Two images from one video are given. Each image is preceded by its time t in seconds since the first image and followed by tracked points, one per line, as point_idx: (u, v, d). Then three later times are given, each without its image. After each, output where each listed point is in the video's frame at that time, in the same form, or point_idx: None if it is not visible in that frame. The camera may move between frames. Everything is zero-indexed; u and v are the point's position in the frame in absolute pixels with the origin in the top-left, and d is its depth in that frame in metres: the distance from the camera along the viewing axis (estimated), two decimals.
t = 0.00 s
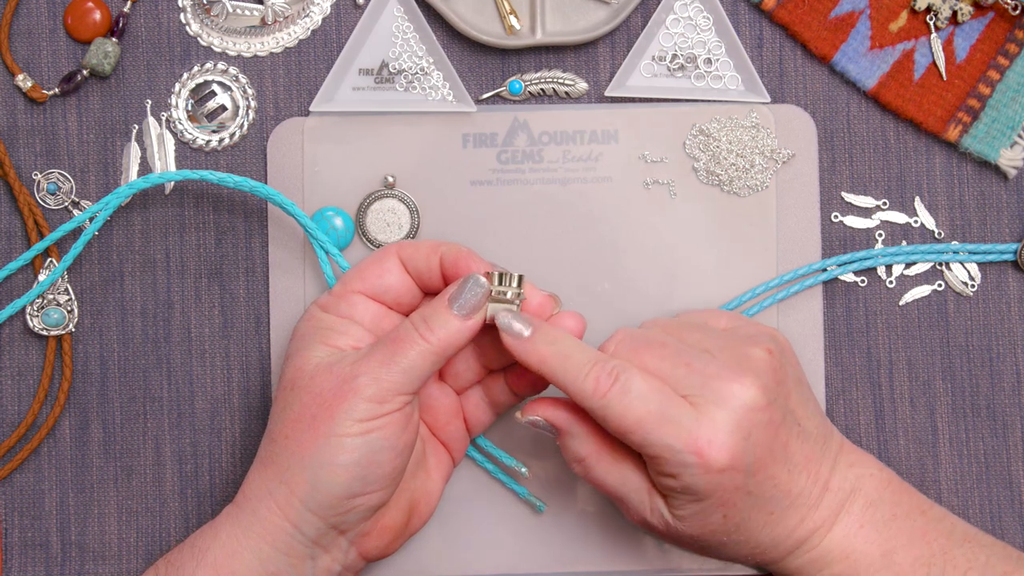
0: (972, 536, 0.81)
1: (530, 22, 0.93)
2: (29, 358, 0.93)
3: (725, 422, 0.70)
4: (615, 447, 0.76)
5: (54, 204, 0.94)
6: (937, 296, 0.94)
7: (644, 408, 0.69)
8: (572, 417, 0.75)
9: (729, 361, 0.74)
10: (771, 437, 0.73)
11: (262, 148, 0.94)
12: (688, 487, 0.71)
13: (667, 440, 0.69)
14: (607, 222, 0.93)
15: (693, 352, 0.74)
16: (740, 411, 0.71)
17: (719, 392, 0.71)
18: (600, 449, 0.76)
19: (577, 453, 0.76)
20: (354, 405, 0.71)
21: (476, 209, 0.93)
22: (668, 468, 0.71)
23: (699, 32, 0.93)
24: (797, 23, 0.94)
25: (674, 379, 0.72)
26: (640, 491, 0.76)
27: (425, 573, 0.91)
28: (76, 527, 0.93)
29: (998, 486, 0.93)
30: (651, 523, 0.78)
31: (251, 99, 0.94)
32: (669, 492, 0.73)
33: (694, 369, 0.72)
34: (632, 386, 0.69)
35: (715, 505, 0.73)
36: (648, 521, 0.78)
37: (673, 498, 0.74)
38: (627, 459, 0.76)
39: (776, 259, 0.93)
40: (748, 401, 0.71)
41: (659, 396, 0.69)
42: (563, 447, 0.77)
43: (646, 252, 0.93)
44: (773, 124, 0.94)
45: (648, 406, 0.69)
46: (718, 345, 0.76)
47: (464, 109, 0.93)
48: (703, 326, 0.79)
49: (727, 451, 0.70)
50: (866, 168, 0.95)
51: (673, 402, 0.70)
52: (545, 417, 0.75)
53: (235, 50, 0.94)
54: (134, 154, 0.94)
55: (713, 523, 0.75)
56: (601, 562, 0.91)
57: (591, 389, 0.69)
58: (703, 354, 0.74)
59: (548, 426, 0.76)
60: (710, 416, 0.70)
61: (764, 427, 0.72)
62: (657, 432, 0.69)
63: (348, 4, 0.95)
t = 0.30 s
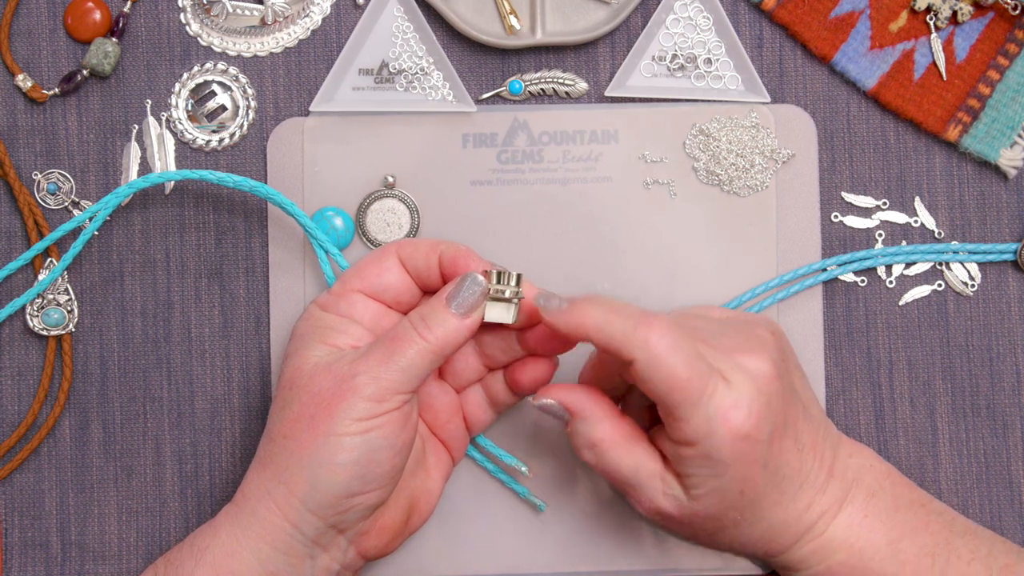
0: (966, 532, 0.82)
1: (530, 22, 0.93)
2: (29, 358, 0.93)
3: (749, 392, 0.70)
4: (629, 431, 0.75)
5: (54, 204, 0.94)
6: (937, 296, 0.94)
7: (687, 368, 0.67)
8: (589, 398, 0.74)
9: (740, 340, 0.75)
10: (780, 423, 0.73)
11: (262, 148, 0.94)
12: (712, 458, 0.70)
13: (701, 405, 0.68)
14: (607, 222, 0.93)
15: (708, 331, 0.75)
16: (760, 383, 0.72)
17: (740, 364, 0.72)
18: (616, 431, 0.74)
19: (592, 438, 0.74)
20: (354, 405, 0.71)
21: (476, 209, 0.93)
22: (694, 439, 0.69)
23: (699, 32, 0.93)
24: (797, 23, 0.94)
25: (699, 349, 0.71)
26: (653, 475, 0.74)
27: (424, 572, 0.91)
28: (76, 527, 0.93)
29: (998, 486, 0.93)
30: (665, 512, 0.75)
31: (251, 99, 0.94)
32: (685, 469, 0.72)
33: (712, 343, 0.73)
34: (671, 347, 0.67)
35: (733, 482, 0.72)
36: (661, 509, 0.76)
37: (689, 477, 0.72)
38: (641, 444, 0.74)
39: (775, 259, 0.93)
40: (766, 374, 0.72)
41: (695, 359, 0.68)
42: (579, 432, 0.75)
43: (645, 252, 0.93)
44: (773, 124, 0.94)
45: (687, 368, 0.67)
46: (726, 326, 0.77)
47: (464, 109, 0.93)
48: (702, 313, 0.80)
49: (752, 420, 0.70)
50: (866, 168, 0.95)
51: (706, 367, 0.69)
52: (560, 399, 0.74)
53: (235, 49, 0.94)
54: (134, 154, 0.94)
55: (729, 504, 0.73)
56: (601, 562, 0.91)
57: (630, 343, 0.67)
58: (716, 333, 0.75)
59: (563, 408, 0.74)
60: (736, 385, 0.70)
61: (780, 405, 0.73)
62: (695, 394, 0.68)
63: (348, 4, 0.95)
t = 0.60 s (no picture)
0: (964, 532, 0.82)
1: (531, 22, 0.93)
2: (29, 358, 0.93)
3: (720, 408, 0.70)
4: (607, 446, 0.75)
5: (54, 204, 0.94)
6: (938, 296, 0.94)
7: (653, 389, 0.67)
8: (564, 415, 0.74)
9: (712, 350, 0.74)
10: (758, 435, 0.73)
11: (262, 148, 0.94)
12: (687, 474, 0.70)
13: (672, 423, 0.68)
14: (607, 223, 0.93)
15: (681, 342, 0.74)
16: (732, 397, 0.71)
17: (711, 377, 0.71)
18: (594, 448, 0.74)
19: (572, 455, 0.74)
20: (354, 405, 0.71)
21: (476, 209, 0.93)
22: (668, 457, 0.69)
23: (699, 32, 0.93)
24: (797, 23, 0.94)
25: (670, 365, 0.71)
26: (636, 489, 0.74)
27: (424, 572, 0.91)
28: (76, 527, 0.93)
29: (998, 486, 0.93)
30: (648, 523, 0.76)
31: (251, 99, 0.94)
32: (665, 483, 0.72)
33: (684, 356, 0.72)
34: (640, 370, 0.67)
35: (712, 494, 0.72)
36: (645, 521, 0.76)
37: (670, 491, 0.72)
38: (620, 458, 0.75)
39: (776, 259, 0.93)
40: (738, 387, 0.72)
41: (663, 379, 0.68)
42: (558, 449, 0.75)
43: (646, 252, 0.93)
44: (773, 124, 0.94)
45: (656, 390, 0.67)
46: (704, 336, 0.76)
47: (464, 109, 0.93)
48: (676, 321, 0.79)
49: (724, 435, 0.70)
50: (866, 168, 0.95)
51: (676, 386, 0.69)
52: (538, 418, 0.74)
53: (235, 49, 0.94)
54: (134, 154, 0.94)
55: (710, 515, 0.74)
56: (601, 562, 0.91)
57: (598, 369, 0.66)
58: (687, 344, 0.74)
59: (540, 427, 0.74)
60: (708, 401, 0.70)
61: (754, 415, 0.72)
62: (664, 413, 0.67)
63: (348, 3, 0.95)
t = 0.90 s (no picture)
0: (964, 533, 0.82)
1: (531, 22, 0.93)
2: (29, 358, 0.93)
3: (723, 411, 0.70)
4: (608, 449, 0.75)
5: (54, 204, 0.94)
6: (938, 296, 0.94)
7: (655, 394, 0.66)
8: (565, 419, 0.74)
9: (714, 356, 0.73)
10: (760, 438, 0.73)
11: (262, 148, 0.94)
12: (691, 479, 0.70)
13: (674, 429, 0.68)
14: (607, 223, 0.93)
15: (682, 345, 0.74)
16: (734, 401, 0.71)
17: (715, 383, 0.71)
18: (595, 451, 0.74)
19: (574, 458, 0.74)
20: (354, 406, 0.71)
21: (476, 209, 0.93)
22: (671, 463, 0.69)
23: (699, 32, 0.93)
24: (797, 23, 0.94)
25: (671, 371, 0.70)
26: (637, 493, 0.74)
27: (424, 572, 0.91)
28: (76, 527, 0.93)
29: (998, 486, 0.93)
30: (649, 525, 0.77)
31: (251, 99, 0.94)
32: (667, 487, 0.72)
33: (685, 361, 0.71)
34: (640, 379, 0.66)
35: (715, 499, 0.72)
36: (646, 523, 0.76)
37: (672, 495, 0.72)
38: (622, 461, 0.74)
39: (776, 259, 0.93)
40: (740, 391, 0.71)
41: (665, 384, 0.67)
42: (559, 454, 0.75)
43: (646, 252, 0.93)
44: (773, 124, 0.94)
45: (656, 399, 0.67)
46: (704, 338, 0.76)
47: (464, 109, 0.93)
48: (678, 324, 0.79)
49: (727, 440, 0.69)
50: (866, 168, 0.95)
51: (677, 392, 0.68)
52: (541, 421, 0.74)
53: (235, 49, 0.94)
54: (134, 154, 0.94)
55: (712, 520, 0.74)
56: (601, 563, 0.91)
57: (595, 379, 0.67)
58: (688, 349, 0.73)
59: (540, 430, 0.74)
60: (711, 406, 0.69)
61: (755, 420, 0.72)
62: (665, 420, 0.67)
63: (348, 4, 0.95)
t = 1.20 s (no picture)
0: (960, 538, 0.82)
1: (531, 22, 0.93)
2: (29, 358, 0.93)
3: (735, 455, 0.68)
4: (621, 505, 0.75)
5: (54, 204, 0.94)
6: (938, 296, 0.94)
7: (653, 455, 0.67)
8: (578, 481, 0.74)
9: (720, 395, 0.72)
10: (774, 475, 0.71)
11: (262, 148, 0.94)
12: (710, 526, 0.70)
13: (682, 484, 0.67)
14: (607, 223, 0.93)
15: (683, 391, 0.72)
16: (747, 444, 0.69)
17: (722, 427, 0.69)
18: (608, 511, 0.75)
19: (588, 518, 0.75)
20: (353, 406, 0.71)
21: (476, 209, 0.93)
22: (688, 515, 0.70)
23: (699, 32, 0.93)
24: (797, 24, 0.94)
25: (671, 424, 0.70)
26: (654, 542, 0.75)
27: (424, 573, 0.91)
28: (76, 527, 0.93)
29: (998, 486, 0.93)
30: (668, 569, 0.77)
31: (252, 100, 0.94)
32: (686, 532, 0.73)
33: (691, 407, 0.70)
34: (640, 450, 0.67)
35: (735, 539, 0.73)
36: (667, 567, 0.77)
37: (691, 538, 0.73)
38: (637, 515, 0.75)
39: (775, 259, 0.93)
40: (751, 432, 0.69)
41: (662, 444, 0.67)
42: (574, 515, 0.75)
43: (645, 252, 0.93)
44: (773, 124, 0.94)
45: (657, 463, 0.67)
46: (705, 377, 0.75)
47: (464, 109, 0.93)
48: (679, 362, 0.78)
49: (742, 485, 0.68)
50: (866, 168, 0.95)
51: (681, 447, 0.68)
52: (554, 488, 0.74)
53: (235, 50, 0.94)
54: (134, 154, 0.94)
55: (733, 555, 0.75)
56: (600, 563, 0.91)
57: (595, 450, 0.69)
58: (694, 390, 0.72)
59: (554, 494, 0.75)
60: (721, 454, 0.68)
61: (770, 457, 0.70)
62: (670, 478, 0.67)
63: (348, 4, 0.95)
